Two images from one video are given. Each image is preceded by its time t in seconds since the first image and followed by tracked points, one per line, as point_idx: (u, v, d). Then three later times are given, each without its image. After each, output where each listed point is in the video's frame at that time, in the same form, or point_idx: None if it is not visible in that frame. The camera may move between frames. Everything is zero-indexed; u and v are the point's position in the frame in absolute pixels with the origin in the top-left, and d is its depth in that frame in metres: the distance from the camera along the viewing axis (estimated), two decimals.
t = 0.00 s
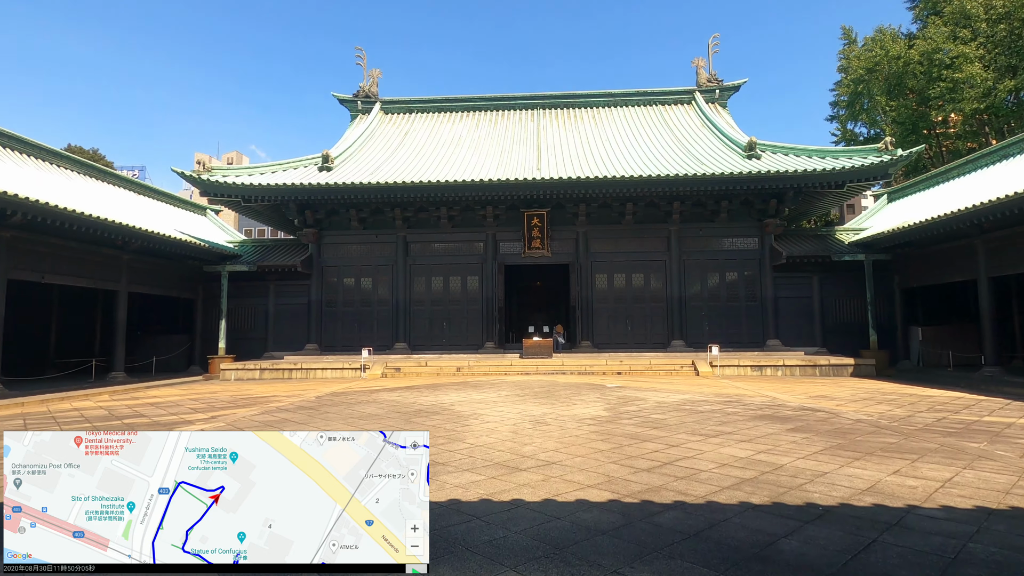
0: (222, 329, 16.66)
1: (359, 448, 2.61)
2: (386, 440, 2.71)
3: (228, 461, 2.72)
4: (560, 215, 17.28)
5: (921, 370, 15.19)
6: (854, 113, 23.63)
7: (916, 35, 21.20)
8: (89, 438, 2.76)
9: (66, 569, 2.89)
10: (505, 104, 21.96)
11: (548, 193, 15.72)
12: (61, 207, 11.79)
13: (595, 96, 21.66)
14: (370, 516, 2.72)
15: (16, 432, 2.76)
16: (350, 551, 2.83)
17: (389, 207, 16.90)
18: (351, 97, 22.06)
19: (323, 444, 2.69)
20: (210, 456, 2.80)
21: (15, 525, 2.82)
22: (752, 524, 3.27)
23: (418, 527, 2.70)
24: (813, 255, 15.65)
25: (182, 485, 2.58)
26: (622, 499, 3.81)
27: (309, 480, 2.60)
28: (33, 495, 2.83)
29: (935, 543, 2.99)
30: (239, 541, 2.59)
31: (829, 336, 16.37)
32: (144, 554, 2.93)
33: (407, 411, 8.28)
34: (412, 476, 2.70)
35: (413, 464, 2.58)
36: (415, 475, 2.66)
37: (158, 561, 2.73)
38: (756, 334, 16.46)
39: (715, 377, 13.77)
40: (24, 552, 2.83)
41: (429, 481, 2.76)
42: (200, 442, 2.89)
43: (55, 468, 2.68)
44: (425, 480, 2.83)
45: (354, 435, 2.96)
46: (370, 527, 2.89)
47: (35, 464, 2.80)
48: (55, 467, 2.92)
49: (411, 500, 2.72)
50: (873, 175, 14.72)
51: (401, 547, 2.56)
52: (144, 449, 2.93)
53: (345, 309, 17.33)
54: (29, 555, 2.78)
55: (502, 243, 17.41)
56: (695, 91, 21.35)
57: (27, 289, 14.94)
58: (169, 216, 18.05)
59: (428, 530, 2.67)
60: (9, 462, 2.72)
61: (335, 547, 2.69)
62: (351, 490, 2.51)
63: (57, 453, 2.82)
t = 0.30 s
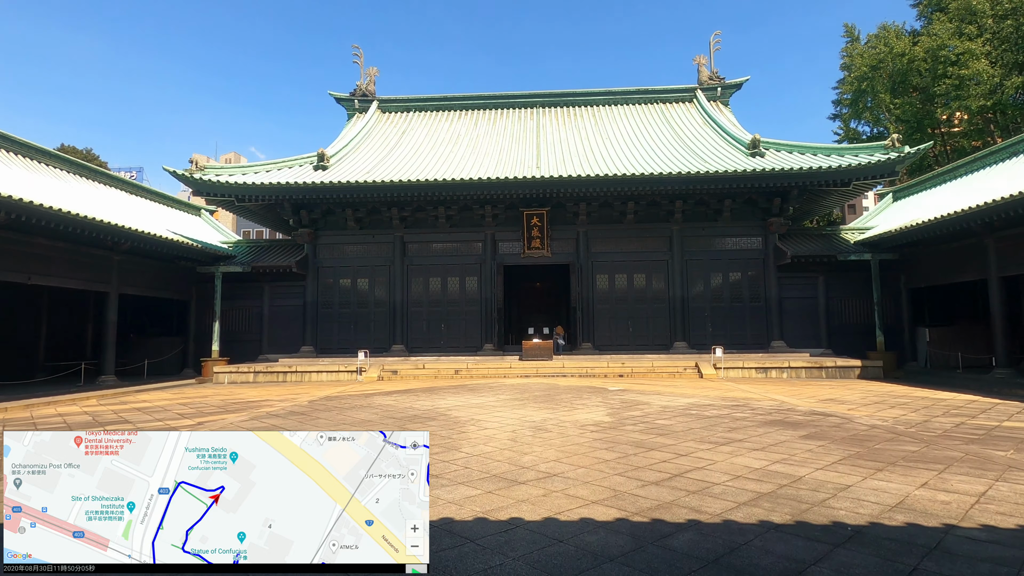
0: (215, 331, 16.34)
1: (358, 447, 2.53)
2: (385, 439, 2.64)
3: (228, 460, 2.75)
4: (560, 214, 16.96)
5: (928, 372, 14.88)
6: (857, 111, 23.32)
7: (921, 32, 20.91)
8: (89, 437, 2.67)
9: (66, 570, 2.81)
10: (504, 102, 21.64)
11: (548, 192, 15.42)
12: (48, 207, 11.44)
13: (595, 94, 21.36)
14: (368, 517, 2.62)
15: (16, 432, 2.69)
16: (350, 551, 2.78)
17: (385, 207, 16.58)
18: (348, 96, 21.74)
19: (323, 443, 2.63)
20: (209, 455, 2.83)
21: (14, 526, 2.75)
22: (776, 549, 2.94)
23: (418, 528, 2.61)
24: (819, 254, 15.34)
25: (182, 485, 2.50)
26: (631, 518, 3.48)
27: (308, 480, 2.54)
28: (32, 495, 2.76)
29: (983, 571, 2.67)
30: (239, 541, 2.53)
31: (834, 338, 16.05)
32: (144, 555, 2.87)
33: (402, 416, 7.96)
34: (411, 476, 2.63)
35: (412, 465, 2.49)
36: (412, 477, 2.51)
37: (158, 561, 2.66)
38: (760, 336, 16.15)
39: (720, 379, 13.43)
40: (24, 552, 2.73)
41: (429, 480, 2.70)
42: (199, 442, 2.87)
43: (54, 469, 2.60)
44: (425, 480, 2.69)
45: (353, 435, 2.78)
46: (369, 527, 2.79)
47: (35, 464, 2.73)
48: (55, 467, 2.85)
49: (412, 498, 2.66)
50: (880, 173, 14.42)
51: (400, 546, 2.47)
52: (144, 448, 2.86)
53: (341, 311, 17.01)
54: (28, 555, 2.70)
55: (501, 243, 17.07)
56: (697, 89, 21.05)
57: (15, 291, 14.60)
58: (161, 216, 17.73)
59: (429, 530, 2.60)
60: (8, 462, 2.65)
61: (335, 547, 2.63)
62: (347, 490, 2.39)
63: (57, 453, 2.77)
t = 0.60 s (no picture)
0: (209, 334, 16.01)
1: (357, 446, 2.57)
2: (385, 439, 2.67)
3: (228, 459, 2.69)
4: (560, 214, 16.64)
5: (937, 376, 14.55)
6: (861, 111, 23.04)
7: (926, 30, 20.63)
8: (89, 437, 2.64)
9: (65, 571, 2.76)
10: (503, 101, 21.35)
11: (548, 192, 15.12)
12: (35, 207, 11.09)
13: (596, 92, 21.08)
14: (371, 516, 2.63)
15: (15, 432, 2.65)
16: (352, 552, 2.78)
17: (382, 207, 16.27)
18: (345, 95, 21.44)
19: (323, 443, 2.65)
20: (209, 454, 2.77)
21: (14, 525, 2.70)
22: None
23: (419, 527, 2.64)
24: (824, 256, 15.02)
25: (181, 485, 2.50)
26: (639, 544, 3.15)
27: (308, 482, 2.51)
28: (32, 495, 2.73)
29: None
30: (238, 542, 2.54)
31: (840, 340, 15.73)
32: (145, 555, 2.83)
33: (395, 424, 7.64)
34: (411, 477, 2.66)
35: (412, 465, 2.53)
36: (414, 474, 2.54)
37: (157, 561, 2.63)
38: (764, 338, 15.82)
39: (724, 384, 13.09)
40: (24, 552, 2.70)
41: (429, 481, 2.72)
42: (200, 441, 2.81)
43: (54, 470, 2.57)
44: (426, 478, 2.72)
45: (356, 434, 2.85)
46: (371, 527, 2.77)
47: (34, 464, 2.69)
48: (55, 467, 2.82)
49: (411, 498, 2.70)
50: (886, 172, 14.13)
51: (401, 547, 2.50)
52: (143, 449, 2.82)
53: (337, 313, 16.68)
54: (28, 555, 2.66)
55: (500, 244, 16.75)
56: (699, 88, 20.76)
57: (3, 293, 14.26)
58: (155, 216, 17.42)
59: (428, 530, 2.65)
60: (8, 462, 2.61)
61: (334, 547, 2.65)
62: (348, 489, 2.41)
63: (57, 453, 2.73)
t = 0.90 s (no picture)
0: (200, 335, 15.68)
1: (357, 447, 2.60)
2: (385, 440, 2.68)
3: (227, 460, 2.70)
4: (559, 214, 16.34)
5: (944, 379, 14.23)
6: (863, 110, 22.82)
7: (930, 27, 20.38)
8: (87, 436, 2.61)
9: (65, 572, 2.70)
10: (501, 100, 21.09)
11: (546, 191, 14.83)
12: (20, 207, 10.76)
13: (596, 91, 20.83)
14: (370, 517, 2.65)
15: (15, 431, 2.63)
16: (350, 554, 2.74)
17: (377, 206, 15.97)
18: (341, 94, 21.17)
19: (322, 444, 2.65)
20: (209, 455, 2.78)
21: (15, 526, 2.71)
22: None
23: (419, 528, 2.67)
24: (827, 255, 14.73)
25: (179, 486, 2.43)
26: (643, 566, 2.83)
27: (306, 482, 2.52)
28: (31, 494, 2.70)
29: None
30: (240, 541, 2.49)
31: (845, 342, 15.41)
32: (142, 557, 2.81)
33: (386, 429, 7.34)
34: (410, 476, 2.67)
35: (412, 465, 2.54)
36: (415, 475, 2.57)
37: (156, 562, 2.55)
38: (767, 340, 15.52)
39: (727, 386, 12.79)
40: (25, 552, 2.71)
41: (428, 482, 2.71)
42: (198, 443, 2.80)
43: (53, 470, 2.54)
44: (425, 479, 2.74)
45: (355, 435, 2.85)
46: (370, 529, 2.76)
47: (33, 465, 2.67)
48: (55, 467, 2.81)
49: (412, 497, 2.71)
50: (890, 170, 13.86)
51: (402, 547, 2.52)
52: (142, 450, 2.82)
53: (332, 315, 16.36)
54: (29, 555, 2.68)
55: (498, 244, 16.45)
56: (699, 86, 20.49)
57: None
58: (146, 216, 17.13)
59: (429, 531, 2.65)
60: (7, 462, 2.60)
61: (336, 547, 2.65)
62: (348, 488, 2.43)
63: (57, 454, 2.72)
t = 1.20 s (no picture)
0: (193, 338, 15.35)
1: (356, 447, 2.50)
2: (385, 440, 2.59)
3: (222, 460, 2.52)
4: (558, 213, 16.03)
5: (952, 381, 13.93)
6: (866, 108, 22.56)
7: (933, 25, 20.14)
8: (88, 437, 2.44)
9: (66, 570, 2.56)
10: (499, 98, 20.82)
11: (547, 190, 14.54)
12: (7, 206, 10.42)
13: (596, 89, 20.57)
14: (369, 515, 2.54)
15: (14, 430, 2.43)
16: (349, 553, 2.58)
17: (373, 206, 15.68)
18: (337, 92, 20.87)
19: (323, 443, 2.53)
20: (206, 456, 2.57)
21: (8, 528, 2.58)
22: None
23: (419, 528, 2.55)
24: (833, 255, 14.45)
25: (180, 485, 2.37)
26: None
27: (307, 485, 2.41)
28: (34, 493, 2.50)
29: None
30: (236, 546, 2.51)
31: (850, 344, 15.12)
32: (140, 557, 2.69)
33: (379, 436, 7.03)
34: (412, 477, 2.56)
35: (413, 465, 2.45)
36: (416, 475, 2.46)
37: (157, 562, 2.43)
38: (771, 341, 15.22)
39: (731, 389, 12.48)
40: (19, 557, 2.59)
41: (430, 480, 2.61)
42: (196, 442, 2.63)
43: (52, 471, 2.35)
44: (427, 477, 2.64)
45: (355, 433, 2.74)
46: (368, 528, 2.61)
47: (34, 465, 2.47)
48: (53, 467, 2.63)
49: (412, 498, 2.58)
50: (898, 167, 13.55)
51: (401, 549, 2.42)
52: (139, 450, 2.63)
53: (327, 316, 16.05)
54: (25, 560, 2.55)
55: (496, 244, 16.15)
56: (700, 84, 20.21)
57: None
58: (138, 217, 16.79)
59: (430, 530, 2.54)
60: (6, 462, 2.39)
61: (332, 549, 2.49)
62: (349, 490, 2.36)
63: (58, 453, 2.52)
